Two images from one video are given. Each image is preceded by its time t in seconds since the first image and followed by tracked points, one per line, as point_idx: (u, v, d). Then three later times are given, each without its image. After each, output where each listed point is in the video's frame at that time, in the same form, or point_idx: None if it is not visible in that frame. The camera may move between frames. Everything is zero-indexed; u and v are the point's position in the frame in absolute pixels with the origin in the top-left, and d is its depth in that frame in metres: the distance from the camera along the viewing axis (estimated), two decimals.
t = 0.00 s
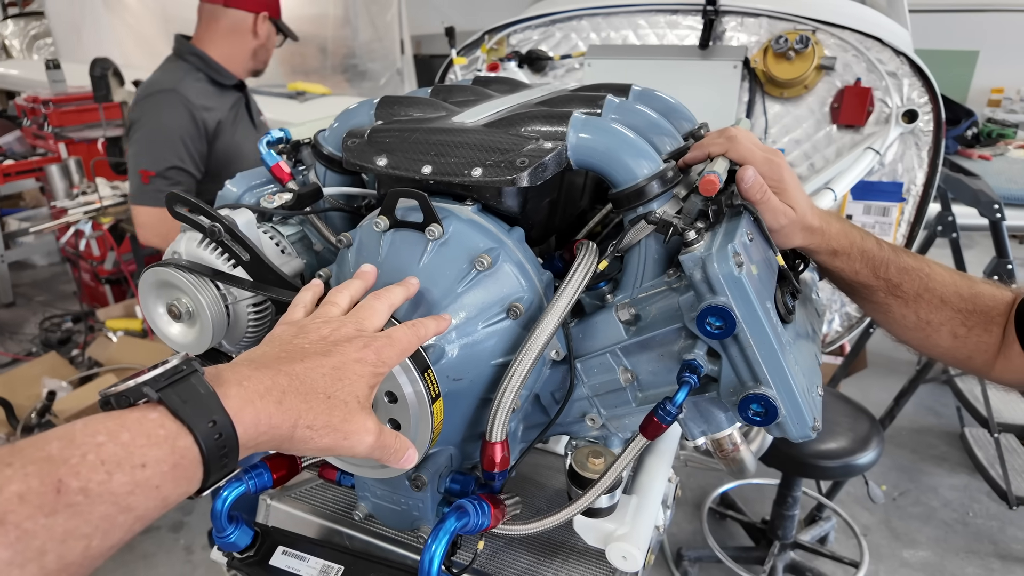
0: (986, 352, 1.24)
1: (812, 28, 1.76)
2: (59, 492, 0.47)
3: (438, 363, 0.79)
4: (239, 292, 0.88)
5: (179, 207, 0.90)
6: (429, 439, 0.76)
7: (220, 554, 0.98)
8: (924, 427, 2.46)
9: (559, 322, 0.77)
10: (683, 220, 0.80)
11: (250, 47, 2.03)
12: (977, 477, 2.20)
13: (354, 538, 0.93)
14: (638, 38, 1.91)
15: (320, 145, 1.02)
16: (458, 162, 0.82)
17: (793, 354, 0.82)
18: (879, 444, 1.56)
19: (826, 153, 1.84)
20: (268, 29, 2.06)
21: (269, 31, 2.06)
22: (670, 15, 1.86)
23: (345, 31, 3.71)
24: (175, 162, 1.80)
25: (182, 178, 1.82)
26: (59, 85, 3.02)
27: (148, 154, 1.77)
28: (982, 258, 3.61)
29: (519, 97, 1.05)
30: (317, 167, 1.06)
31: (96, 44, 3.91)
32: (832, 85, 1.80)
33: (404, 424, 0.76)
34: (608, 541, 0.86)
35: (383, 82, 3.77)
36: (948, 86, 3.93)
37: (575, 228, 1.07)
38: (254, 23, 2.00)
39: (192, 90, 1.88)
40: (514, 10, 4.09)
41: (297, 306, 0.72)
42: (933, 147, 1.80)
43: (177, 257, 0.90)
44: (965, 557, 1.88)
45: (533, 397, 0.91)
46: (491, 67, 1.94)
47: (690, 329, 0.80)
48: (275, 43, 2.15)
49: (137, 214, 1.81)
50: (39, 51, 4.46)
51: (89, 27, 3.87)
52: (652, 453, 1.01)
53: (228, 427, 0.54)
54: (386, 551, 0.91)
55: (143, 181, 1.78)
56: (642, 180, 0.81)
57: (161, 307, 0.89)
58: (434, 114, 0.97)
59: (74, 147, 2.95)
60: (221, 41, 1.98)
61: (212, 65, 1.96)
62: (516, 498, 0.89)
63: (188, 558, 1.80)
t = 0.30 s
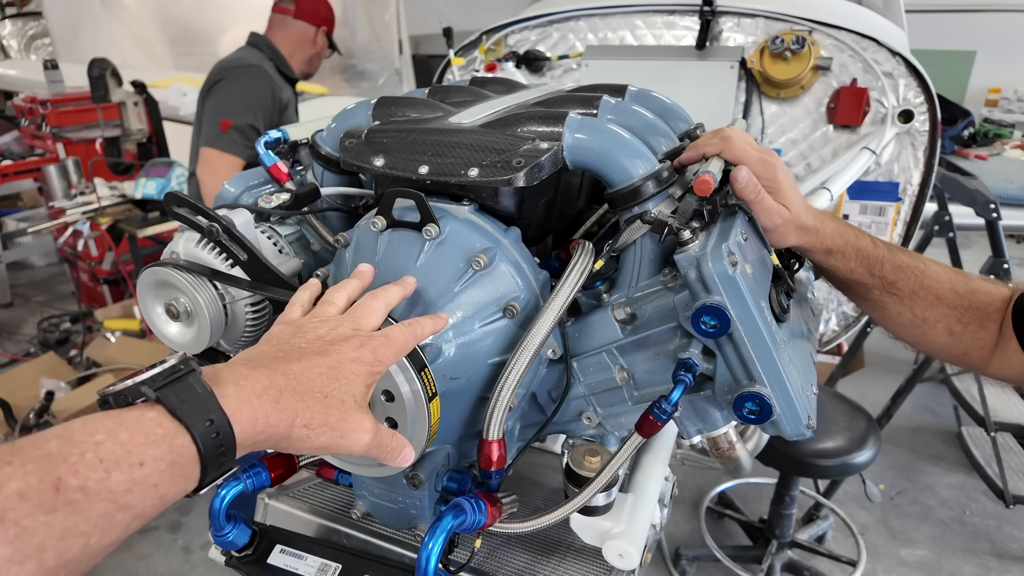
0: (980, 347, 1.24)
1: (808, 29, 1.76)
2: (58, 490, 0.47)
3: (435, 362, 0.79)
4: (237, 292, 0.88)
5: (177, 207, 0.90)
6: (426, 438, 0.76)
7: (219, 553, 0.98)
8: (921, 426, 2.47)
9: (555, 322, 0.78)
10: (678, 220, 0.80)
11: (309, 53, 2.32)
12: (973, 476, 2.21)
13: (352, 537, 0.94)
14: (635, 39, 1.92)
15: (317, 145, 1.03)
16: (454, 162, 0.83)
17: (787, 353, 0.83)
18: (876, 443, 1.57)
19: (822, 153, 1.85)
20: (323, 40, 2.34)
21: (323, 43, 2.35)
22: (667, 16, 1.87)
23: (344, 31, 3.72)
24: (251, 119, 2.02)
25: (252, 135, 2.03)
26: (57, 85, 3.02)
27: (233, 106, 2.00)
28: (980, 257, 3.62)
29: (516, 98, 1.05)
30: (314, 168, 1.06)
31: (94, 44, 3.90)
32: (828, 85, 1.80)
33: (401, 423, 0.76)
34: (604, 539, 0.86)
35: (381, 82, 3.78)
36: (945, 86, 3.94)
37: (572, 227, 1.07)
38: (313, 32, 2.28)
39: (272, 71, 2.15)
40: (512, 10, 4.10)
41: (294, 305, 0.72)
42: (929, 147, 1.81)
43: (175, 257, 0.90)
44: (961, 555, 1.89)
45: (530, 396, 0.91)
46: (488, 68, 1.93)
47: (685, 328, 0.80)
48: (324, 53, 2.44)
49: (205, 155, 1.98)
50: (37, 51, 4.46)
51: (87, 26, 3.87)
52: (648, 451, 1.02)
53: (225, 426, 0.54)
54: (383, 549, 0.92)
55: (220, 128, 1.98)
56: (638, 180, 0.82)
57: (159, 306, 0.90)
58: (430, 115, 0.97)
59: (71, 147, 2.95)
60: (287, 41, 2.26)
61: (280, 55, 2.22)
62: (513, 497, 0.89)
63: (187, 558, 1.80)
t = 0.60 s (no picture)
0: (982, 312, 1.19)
1: (808, 29, 1.76)
2: (63, 491, 0.47)
3: (437, 363, 0.79)
4: (240, 292, 0.88)
5: (179, 207, 0.90)
6: (428, 439, 0.76)
7: (220, 554, 0.98)
8: (920, 425, 2.48)
9: (557, 323, 0.78)
10: (680, 220, 0.80)
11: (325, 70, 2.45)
12: (973, 475, 2.21)
13: (354, 538, 0.94)
14: (635, 39, 1.94)
15: (318, 146, 1.02)
16: (457, 163, 0.83)
17: (789, 353, 0.83)
18: (875, 443, 1.57)
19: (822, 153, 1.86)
20: (341, 58, 2.47)
21: (342, 61, 2.48)
22: (667, 16, 1.87)
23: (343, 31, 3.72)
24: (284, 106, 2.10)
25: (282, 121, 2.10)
26: (55, 85, 3.01)
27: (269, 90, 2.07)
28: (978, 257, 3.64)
29: (517, 98, 1.05)
30: (316, 169, 1.06)
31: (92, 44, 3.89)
32: (828, 85, 1.81)
33: (403, 424, 0.76)
34: (606, 540, 0.86)
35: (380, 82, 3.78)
36: (944, 86, 3.95)
37: (573, 228, 1.07)
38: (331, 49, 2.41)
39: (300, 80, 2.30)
40: (512, 10, 4.10)
41: (297, 306, 0.72)
42: (929, 147, 1.82)
43: (176, 258, 0.90)
44: (961, 555, 1.89)
45: (532, 397, 0.91)
46: (488, 68, 1.93)
47: (687, 329, 0.80)
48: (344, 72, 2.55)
49: (235, 128, 1.97)
50: (35, 51, 4.46)
51: (86, 27, 3.87)
52: (649, 452, 1.02)
53: (229, 427, 0.54)
54: (384, 550, 0.92)
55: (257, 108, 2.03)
56: (640, 181, 0.82)
57: (160, 307, 0.90)
58: (432, 116, 0.97)
59: (70, 148, 2.94)
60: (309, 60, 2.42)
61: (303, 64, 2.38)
62: (514, 497, 0.89)
63: (187, 559, 1.80)
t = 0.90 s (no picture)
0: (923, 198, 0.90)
1: (806, 29, 1.76)
2: (56, 492, 0.47)
3: (435, 362, 0.79)
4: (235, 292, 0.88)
5: (176, 207, 0.90)
6: (426, 439, 0.76)
7: (217, 555, 0.97)
8: (919, 425, 2.48)
9: (555, 322, 0.78)
10: (678, 219, 0.80)
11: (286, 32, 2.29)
12: (971, 475, 2.21)
13: (352, 538, 0.94)
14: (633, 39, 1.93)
15: (316, 145, 1.02)
16: (454, 162, 0.82)
17: (787, 352, 0.83)
18: (874, 442, 1.57)
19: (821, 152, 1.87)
20: (301, 18, 2.24)
21: (300, 19, 2.24)
22: (664, 16, 1.88)
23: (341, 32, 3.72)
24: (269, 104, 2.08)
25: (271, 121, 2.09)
26: (53, 86, 3.01)
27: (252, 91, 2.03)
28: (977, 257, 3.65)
29: (515, 97, 1.05)
30: (313, 168, 1.06)
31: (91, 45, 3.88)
32: (826, 85, 1.80)
33: (401, 424, 0.76)
34: (604, 539, 0.86)
35: (379, 82, 3.78)
36: (942, 86, 3.96)
37: (572, 227, 1.08)
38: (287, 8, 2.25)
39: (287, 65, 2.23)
40: (510, 10, 4.10)
41: (294, 305, 0.72)
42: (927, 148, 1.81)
43: (173, 258, 0.90)
44: (960, 554, 1.89)
45: (530, 396, 0.91)
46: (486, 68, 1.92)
47: (685, 328, 0.80)
48: (311, 37, 2.28)
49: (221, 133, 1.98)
50: (33, 51, 4.45)
51: (85, 27, 3.87)
52: (648, 451, 1.02)
53: (224, 427, 0.54)
54: (382, 550, 0.92)
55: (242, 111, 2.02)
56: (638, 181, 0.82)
57: (157, 307, 0.89)
58: (429, 115, 0.97)
59: (68, 148, 2.94)
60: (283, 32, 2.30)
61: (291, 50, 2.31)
62: (512, 497, 0.89)
63: (185, 559, 1.80)
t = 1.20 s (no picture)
0: (899, 178, 0.89)
1: (806, 27, 1.76)
2: (51, 494, 0.46)
3: (436, 362, 0.79)
4: (234, 291, 0.87)
5: (173, 205, 0.89)
6: (426, 440, 0.75)
7: (216, 556, 0.97)
8: (919, 424, 2.48)
9: (556, 321, 0.77)
10: (681, 217, 0.80)
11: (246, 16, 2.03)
12: (971, 474, 2.21)
13: (351, 539, 0.94)
14: (632, 37, 1.92)
15: (315, 143, 1.01)
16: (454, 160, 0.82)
17: (790, 352, 0.82)
18: (874, 442, 1.56)
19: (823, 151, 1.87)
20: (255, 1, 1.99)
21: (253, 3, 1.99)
22: (664, 14, 1.87)
23: (340, 31, 3.71)
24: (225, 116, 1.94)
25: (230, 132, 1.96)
26: (51, 85, 3.00)
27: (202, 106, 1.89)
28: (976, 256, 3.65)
29: (516, 95, 1.04)
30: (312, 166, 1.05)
31: (89, 44, 3.88)
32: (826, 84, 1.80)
33: (401, 424, 0.75)
34: (606, 541, 0.85)
35: (377, 82, 3.78)
36: (941, 85, 3.96)
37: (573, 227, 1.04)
38: None
39: (240, 59, 2.01)
40: (509, 9, 4.10)
41: (293, 305, 0.71)
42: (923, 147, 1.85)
43: (171, 257, 0.89)
44: (960, 554, 1.89)
45: (531, 396, 0.90)
46: (487, 67, 1.93)
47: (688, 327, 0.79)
48: (268, 20, 2.01)
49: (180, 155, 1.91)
50: (31, 50, 4.44)
51: (82, 27, 3.85)
52: (649, 451, 1.01)
53: (223, 427, 0.53)
54: (382, 551, 0.91)
55: (194, 132, 1.91)
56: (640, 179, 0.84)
57: (155, 307, 0.89)
58: (430, 113, 0.96)
59: (65, 148, 2.93)
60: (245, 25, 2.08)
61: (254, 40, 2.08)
62: (513, 498, 0.88)
63: (183, 560, 1.79)
